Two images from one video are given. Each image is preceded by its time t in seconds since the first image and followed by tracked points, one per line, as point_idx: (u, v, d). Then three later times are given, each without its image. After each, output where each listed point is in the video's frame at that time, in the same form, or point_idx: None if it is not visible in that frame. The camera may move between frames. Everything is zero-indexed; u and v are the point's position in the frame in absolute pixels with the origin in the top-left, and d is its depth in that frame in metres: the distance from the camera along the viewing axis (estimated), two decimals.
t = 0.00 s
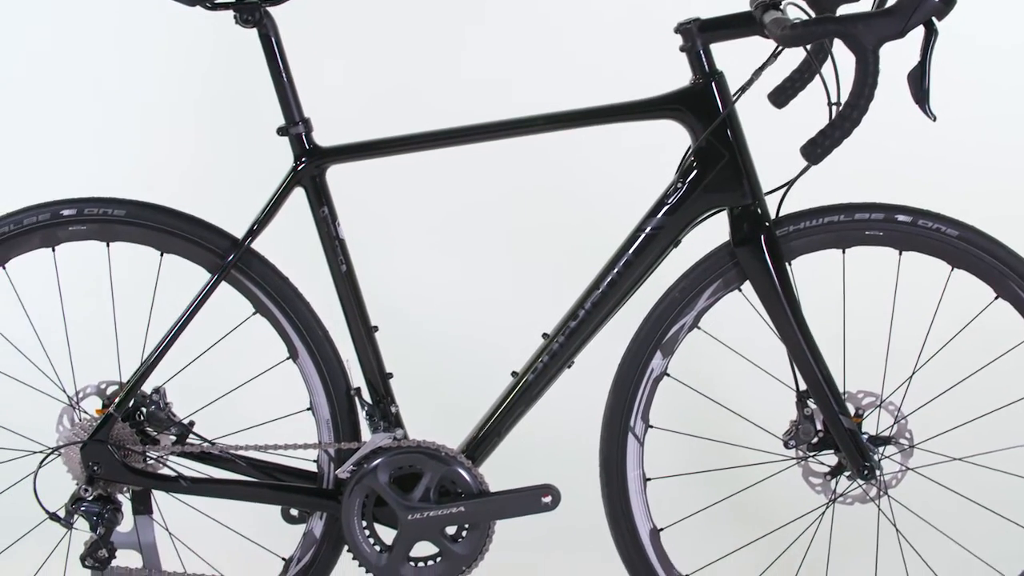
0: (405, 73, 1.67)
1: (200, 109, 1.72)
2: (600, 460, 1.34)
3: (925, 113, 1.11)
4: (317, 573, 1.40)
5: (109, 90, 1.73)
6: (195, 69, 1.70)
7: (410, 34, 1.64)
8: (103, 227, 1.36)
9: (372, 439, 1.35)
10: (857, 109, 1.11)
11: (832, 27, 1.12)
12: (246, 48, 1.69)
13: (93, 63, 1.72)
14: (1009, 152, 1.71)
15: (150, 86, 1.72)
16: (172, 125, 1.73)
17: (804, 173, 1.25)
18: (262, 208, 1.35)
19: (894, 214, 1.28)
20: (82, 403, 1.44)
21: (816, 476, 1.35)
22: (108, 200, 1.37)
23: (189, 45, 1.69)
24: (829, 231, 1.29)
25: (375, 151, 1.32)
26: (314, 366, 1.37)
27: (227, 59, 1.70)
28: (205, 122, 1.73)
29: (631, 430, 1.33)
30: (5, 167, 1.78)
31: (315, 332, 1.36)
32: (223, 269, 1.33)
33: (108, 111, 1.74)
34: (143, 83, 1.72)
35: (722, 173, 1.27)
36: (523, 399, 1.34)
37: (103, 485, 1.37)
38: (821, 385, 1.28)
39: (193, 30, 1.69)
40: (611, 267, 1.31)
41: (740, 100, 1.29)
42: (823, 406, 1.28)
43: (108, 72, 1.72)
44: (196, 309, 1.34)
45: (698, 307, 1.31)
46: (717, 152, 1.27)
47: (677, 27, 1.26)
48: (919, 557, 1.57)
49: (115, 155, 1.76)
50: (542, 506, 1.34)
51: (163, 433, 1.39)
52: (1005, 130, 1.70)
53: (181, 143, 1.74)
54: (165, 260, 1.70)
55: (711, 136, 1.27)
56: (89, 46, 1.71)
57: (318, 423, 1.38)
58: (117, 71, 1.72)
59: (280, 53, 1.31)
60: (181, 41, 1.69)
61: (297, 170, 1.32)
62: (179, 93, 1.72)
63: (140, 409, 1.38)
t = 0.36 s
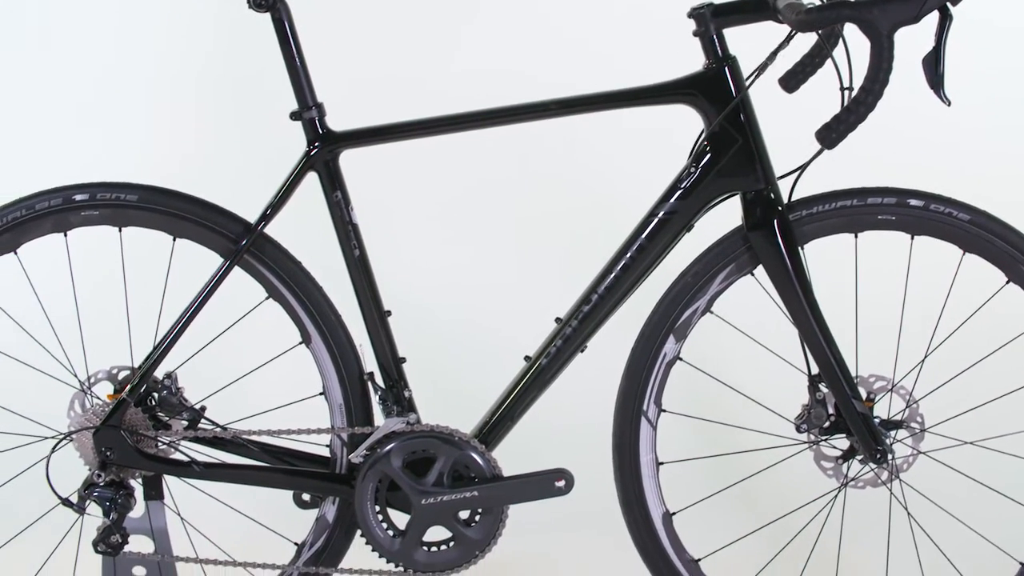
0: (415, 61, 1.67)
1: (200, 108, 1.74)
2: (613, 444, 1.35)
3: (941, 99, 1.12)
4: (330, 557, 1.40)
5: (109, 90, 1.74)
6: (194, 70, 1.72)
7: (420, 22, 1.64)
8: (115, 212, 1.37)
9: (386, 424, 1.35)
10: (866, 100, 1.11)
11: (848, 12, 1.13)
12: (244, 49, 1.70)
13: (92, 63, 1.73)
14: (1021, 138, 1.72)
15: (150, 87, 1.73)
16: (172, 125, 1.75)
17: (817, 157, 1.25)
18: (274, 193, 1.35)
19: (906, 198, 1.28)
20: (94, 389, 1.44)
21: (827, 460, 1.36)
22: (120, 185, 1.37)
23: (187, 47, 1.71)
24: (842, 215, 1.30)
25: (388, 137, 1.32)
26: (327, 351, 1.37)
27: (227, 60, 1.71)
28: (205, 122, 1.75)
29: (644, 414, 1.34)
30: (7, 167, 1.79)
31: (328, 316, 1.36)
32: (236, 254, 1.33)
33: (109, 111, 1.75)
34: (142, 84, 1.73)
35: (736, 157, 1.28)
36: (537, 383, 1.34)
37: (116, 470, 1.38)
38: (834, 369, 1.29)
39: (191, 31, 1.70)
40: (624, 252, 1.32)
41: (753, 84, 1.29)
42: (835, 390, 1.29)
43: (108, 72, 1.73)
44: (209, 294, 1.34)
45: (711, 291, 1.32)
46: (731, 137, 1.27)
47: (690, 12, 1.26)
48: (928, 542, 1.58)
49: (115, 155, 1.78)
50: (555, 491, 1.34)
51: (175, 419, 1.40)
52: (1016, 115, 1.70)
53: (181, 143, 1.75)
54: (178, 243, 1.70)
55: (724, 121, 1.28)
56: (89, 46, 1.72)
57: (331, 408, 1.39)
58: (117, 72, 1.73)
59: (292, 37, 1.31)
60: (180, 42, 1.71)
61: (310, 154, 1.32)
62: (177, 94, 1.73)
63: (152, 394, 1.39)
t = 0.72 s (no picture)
0: (425, 52, 1.67)
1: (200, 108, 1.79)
2: (628, 430, 1.35)
3: (958, 85, 1.12)
4: (345, 544, 1.41)
5: (109, 89, 1.79)
6: (194, 71, 1.77)
7: (432, 11, 1.65)
8: (130, 198, 1.36)
9: (402, 410, 1.35)
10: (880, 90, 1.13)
11: None
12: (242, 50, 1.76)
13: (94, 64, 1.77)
14: None
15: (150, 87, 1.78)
16: (171, 124, 1.80)
17: (833, 144, 1.25)
18: (290, 180, 1.35)
19: (921, 185, 1.29)
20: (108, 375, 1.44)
21: (841, 446, 1.37)
22: (135, 172, 1.37)
23: (186, 49, 1.76)
24: (858, 201, 1.30)
25: (403, 124, 1.33)
26: (342, 338, 1.37)
27: (225, 61, 1.76)
28: (204, 122, 1.79)
29: (659, 401, 1.34)
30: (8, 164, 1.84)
31: (343, 303, 1.36)
32: (253, 241, 1.33)
33: (108, 109, 1.80)
34: (142, 83, 1.78)
35: (752, 144, 1.28)
36: (553, 369, 1.34)
37: (133, 458, 1.38)
38: (850, 356, 1.30)
39: (191, 34, 1.75)
40: (640, 238, 1.32)
41: (769, 71, 1.29)
42: (852, 376, 1.29)
43: (109, 72, 1.78)
44: (225, 281, 1.34)
45: (726, 278, 1.32)
46: (747, 124, 1.28)
47: None
48: (941, 528, 1.59)
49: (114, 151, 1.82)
50: (571, 477, 1.35)
51: (189, 406, 1.40)
52: None
53: (180, 142, 1.80)
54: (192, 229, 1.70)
55: (740, 108, 1.28)
56: (88, 46, 1.77)
57: (346, 394, 1.39)
58: (118, 72, 1.78)
59: (309, 24, 1.31)
60: (180, 44, 1.75)
61: (326, 141, 1.32)
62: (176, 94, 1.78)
63: (166, 381, 1.38)
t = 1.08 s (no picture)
0: (437, 44, 1.68)
1: (200, 109, 1.81)
2: (643, 418, 1.36)
3: (976, 74, 1.13)
4: (360, 534, 1.41)
5: (110, 84, 1.82)
6: (195, 71, 1.80)
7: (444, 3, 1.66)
8: (147, 187, 1.37)
9: (419, 399, 1.36)
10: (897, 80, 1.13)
11: None
12: (243, 50, 1.78)
13: (95, 67, 1.80)
14: None
15: (151, 88, 1.81)
16: (173, 125, 1.83)
17: (849, 133, 1.25)
18: (306, 169, 1.35)
19: (936, 173, 1.29)
20: (123, 365, 1.44)
21: (856, 435, 1.37)
22: (151, 161, 1.37)
23: (186, 50, 1.79)
24: (873, 190, 1.30)
25: (419, 113, 1.33)
26: (358, 327, 1.37)
27: (224, 61, 1.79)
28: (205, 121, 1.82)
29: (675, 389, 1.34)
30: (9, 166, 1.86)
31: (359, 291, 1.36)
32: (269, 231, 1.33)
33: (108, 103, 1.82)
34: (142, 84, 1.81)
35: (768, 133, 1.29)
36: (569, 358, 1.35)
37: (149, 447, 1.38)
38: (865, 344, 1.30)
39: (191, 36, 1.78)
40: (656, 227, 1.32)
41: (784, 60, 1.29)
42: (867, 365, 1.30)
43: (110, 74, 1.81)
44: (240, 270, 1.34)
45: (742, 267, 1.33)
46: (763, 113, 1.28)
47: None
48: (954, 515, 1.60)
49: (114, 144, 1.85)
50: (587, 466, 1.35)
51: (203, 396, 1.40)
52: None
53: (179, 134, 1.83)
54: (208, 219, 1.70)
55: (756, 98, 1.28)
56: (88, 51, 1.80)
57: (362, 383, 1.39)
58: (118, 74, 1.81)
59: (325, 13, 1.31)
60: (179, 45, 1.79)
61: (342, 131, 1.32)
62: (179, 94, 1.81)
63: (180, 371, 1.38)
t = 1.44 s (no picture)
0: (447, 37, 1.69)
1: (207, 104, 1.82)
2: (659, 408, 1.36)
3: (993, 63, 1.14)
4: (376, 523, 1.41)
5: (110, 85, 1.83)
6: (198, 70, 1.81)
7: None
8: (163, 177, 1.37)
9: (435, 389, 1.36)
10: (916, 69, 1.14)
11: None
12: (249, 46, 1.78)
13: (95, 67, 1.82)
14: None
15: (147, 88, 1.82)
16: (170, 125, 1.83)
17: (866, 122, 1.26)
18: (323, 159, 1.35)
19: (951, 163, 1.30)
20: (137, 355, 1.44)
21: (870, 424, 1.38)
22: (167, 151, 1.37)
23: (187, 51, 1.80)
24: (888, 180, 1.31)
25: (436, 103, 1.33)
26: (375, 317, 1.37)
27: (228, 60, 1.80)
28: (205, 122, 1.82)
29: (691, 378, 1.35)
30: (9, 165, 1.88)
31: (376, 281, 1.36)
32: (287, 220, 1.33)
33: (109, 104, 1.84)
34: (142, 84, 1.83)
35: (785, 123, 1.29)
36: (586, 347, 1.35)
37: (165, 437, 1.38)
38: (881, 333, 1.31)
39: (195, 35, 1.79)
40: (672, 217, 1.33)
41: (800, 50, 1.30)
42: (883, 354, 1.31)
43: (110, 73, 1.82)
44: (258, 260, 1.34)
45: (758, 256, 1.33)
46: (780, 103, 1.29)
47: None
48: (968, 504, 1.61)
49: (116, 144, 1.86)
50: (604, 455, 1.35)
51: (219, 386, 1.41)
52: None
53: (180, 133, 1.83)
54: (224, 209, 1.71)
55: (773, 87, 1.29)
56: (88, 51, 1.82)
57: (378, 373, 1.39)
58: (118, 73, 1.83)
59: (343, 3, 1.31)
60: (180, 48, 1.80)
61: (360, 120, 1.32)
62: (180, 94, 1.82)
63: (196, 361, 1.38)
